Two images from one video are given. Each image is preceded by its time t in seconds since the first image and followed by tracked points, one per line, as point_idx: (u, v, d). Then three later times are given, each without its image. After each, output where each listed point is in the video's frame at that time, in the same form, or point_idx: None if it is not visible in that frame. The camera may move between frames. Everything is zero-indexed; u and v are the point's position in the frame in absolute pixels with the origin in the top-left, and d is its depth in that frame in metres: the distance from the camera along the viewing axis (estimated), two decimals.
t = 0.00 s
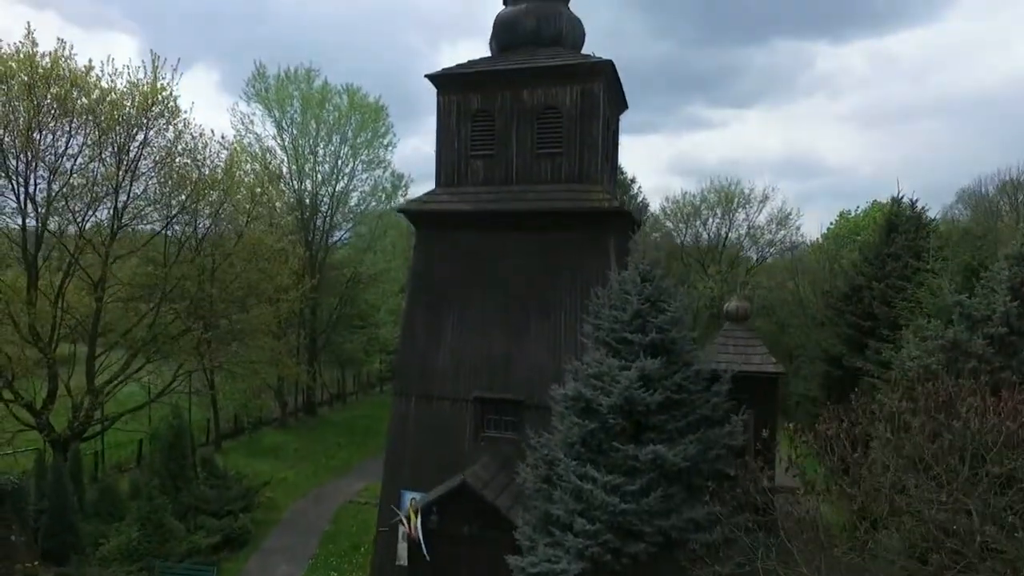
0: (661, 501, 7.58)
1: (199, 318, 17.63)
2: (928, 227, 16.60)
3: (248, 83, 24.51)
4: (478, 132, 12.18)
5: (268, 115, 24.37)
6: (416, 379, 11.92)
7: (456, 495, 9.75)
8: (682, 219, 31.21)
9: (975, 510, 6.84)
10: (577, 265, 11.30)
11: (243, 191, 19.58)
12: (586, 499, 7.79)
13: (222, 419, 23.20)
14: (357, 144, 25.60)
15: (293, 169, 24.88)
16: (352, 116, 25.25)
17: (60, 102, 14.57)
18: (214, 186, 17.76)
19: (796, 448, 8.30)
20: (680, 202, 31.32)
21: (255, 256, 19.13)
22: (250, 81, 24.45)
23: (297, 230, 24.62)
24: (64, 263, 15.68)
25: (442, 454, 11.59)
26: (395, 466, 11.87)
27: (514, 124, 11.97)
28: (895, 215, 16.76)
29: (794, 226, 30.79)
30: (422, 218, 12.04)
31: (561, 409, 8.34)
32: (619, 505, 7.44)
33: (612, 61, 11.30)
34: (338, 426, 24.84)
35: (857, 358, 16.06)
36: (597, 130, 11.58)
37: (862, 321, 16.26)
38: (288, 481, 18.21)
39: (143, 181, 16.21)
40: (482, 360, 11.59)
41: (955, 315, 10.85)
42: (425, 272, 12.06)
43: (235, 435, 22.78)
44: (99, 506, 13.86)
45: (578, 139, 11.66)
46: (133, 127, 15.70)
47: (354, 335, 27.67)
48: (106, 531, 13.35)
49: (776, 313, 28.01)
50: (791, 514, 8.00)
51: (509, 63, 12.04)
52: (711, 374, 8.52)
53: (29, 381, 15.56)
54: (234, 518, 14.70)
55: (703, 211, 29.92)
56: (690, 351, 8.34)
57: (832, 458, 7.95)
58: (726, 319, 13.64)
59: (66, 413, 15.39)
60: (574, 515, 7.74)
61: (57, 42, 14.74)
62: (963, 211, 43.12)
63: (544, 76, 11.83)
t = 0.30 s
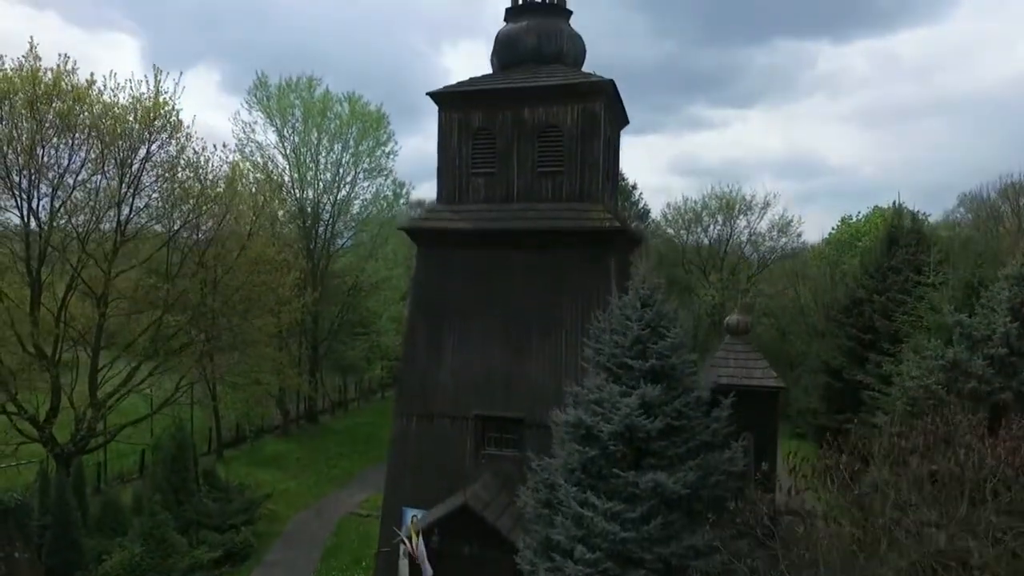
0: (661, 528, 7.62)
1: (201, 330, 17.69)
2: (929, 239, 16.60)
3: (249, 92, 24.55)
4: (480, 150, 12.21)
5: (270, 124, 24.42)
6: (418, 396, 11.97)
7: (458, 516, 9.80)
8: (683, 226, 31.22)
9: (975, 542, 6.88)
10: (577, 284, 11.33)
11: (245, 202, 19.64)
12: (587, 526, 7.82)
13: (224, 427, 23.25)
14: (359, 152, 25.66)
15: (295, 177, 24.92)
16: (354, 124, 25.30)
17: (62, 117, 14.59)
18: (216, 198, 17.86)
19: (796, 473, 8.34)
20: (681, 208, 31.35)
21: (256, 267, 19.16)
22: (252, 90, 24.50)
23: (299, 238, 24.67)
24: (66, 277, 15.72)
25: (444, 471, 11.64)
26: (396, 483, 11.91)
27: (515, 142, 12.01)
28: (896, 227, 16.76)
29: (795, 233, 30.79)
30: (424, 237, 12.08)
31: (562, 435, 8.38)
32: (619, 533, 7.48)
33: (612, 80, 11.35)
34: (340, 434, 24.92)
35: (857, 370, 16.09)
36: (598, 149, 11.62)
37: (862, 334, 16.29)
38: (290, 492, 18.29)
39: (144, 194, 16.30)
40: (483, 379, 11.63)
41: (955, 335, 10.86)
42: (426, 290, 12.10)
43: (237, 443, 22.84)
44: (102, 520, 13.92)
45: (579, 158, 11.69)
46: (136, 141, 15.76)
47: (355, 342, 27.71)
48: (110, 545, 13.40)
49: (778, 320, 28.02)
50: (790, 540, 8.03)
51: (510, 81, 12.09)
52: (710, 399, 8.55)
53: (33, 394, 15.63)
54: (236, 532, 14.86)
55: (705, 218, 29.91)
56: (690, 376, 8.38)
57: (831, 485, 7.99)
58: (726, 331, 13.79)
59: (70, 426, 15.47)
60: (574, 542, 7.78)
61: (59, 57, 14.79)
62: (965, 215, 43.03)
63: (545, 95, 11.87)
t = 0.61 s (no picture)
0: (661, 555, 7.66)
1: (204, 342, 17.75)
2: (929, 251, 16.59)
3: (251, 100, 24.60)
4: (480, 168, 12.25)
5: (271, 132, 24.47)
6: (418, 414, 12.01)
7: (458, 537, 9.85)
8: (684, 233, 31.23)
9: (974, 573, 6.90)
10: (577, 302, 11.37)
11: (246, 213, 19.77)
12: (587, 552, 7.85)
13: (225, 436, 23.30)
14: (360, 160, 25.71)
15: (296, 185, 24.95)
16: (356, 132, 25.37)
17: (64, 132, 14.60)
18: (216, 210, 18.02)
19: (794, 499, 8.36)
20: (682, 215, 31.38)
21: (257, 278, 19.20)
22: (253, 98, 24.53)
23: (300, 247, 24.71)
24: (69, 290, 15.77)
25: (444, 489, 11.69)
26: (397, 500, 11.97)
27: (515, 160, 12.04)
28: (896, 239, 16.75)
29: (796, 239, 30.83)
30: (424, 254, 12.13)
31: (563, 459, 8.40)
32: (620, 560, 7.51)
33: (612, 99, 11.37)
34: (341, 442, 24.99)
35: (858, 384, 16.10)
36: (598, 167, 11.65)
37: (862, 347, 16.30)
38: (292, 503, 18.35)
39: (147, 207, 16.42)
40: (483, 397, 11.67)
41: (956, 353, 10.86)
42: (426, 307, 12.14)
43: (238, 452, 22.90)
44: (104, 534, 13.97)
45: (579, 176, 11.72)
46: (138, 155, 15.91)
47: (356, 350, 27.77)
48: (112, 560, 13.44)
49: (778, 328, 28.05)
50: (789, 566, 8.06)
51: (511, 99, 12.12)
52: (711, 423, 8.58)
53: (35, 407, 15.66)
54: (238, 546, 14.88)
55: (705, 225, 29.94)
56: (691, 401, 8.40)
57: (831, 512, 8.00)
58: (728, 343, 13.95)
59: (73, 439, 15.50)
60: (575, 568, 7.80)
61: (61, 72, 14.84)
62: (965, 220, 43.05)
63: (545, 112, 11.90)
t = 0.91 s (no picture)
0: None
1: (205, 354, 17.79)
2: (928, 264, 16.62)
3: (252, 109, 24.68)
4: (480, 186, 12.31)
5: (272, 140, 24.55)
6: (419, 430, 12.07)
7: (458, 557, 9.92)
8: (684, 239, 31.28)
9: None
10: (576, 321, 11.41)
11: (247, 224, 19.89)
12: None
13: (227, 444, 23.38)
14: (361, 168, 25.79)
15: (298, 193, 25.00)
16: (357, 141, 25.45)
17: (67, 147, 14.69)
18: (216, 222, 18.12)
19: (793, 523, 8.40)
20: (682, 221, 31.44)
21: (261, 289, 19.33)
22: (255, 106, 24.60)
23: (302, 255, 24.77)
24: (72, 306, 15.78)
25: (445, 506, 11.74)
26: (398, 516, 12.03)
27: (515, 178, 12.10)
28: (896, 252, 16.79)
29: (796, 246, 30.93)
30: (425, 272, 12.18)
31: (562, 484, 8.46)
32: None
33: (612, 118, 11.42)
34: (342, 450, 25.05)
35: (857, 397, 16.13)
36: (598, 186, 11.70)
37: (862, 360, 16.32)
38: (293, 514, 18.42)
39: (149, 221, 16.53)
40: (483, 414, 11.72)
41: (954, 373, 10.90)
42: (427, 324, 12.20)
43: (240, 460, 22.98)
44: (107, 547, 14.03)
45: (579, 194, 11.77)
46: (140, 169, 16.01)
47: (357, 357, 27.82)
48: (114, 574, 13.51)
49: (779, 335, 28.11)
50: None
51: (511, 117, 12.18)
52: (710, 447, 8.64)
53: (38, 420, 15.68)
54: (240, 559, 14.94)
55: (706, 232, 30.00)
56: (689, 425, 8.45)
57: (829, 537, 8.04)
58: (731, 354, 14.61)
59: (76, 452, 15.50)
60: None
61: (64, 87, 14.95)
62: (965, 224, 43.07)
63: (545, 131, 11.95)
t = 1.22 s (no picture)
0: None
1: (207, 368, 17.81)
2: (928, 279, 16.62)
3: (254, 119, 24.75)
4: (480, 206, 12.37)
5: (274, 150, 24.62)
6: (419, 450, 12.12)
7: None
8: (685, 246, 31.30)
9: None
10: (576, 342, 11.45)
11: (249, 237, 19.95)
12: None
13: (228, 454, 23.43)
14: (362, 177, 25.84)
15: (299, 203, 25.04)
16: (358, 150, 25.53)
17: (69, 164, 14.78)
18: (218, 237, 18.19)
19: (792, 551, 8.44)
20: (683, 229, 31.47)
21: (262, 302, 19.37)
22: (256, 116, 24.67)
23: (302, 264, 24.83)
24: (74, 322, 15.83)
25: (445, 525, 11.79)
26: (398, 535, 12.09)
27: (515, 199, 12.14)
28: (896, 266, 16.80)
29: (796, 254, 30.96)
30: (425, 292, 12.25)
31: (562, 511, 8.50)
32: None
33: (612, 140, 11.44)
34: (342, 459, 25.12)
35: (857, 412, 16.17)
36: (598, 207, 11.73)
37: (861, 374, 16.36)
38: (294, 527, 18.47)
39: (150, 237, 16.55)
40: (483, 435, 11.76)
41: (953, 395, 10.93)
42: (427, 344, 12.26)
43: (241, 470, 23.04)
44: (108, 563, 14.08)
45: (579, 215, 11.80)
46: (142, 185, 16.11)
47: (358, 366, 27.86)
48: None
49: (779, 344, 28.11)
50: None
51: (511, 137, 12.23)
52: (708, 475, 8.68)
53: (40, 436, 15.74)
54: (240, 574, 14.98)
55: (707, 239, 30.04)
56: (689, 454, 8.48)
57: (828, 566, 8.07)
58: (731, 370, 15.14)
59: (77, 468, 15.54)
60: None
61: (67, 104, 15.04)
62: (965, 228, 43.05)
63: (545, 152, 11.98)
